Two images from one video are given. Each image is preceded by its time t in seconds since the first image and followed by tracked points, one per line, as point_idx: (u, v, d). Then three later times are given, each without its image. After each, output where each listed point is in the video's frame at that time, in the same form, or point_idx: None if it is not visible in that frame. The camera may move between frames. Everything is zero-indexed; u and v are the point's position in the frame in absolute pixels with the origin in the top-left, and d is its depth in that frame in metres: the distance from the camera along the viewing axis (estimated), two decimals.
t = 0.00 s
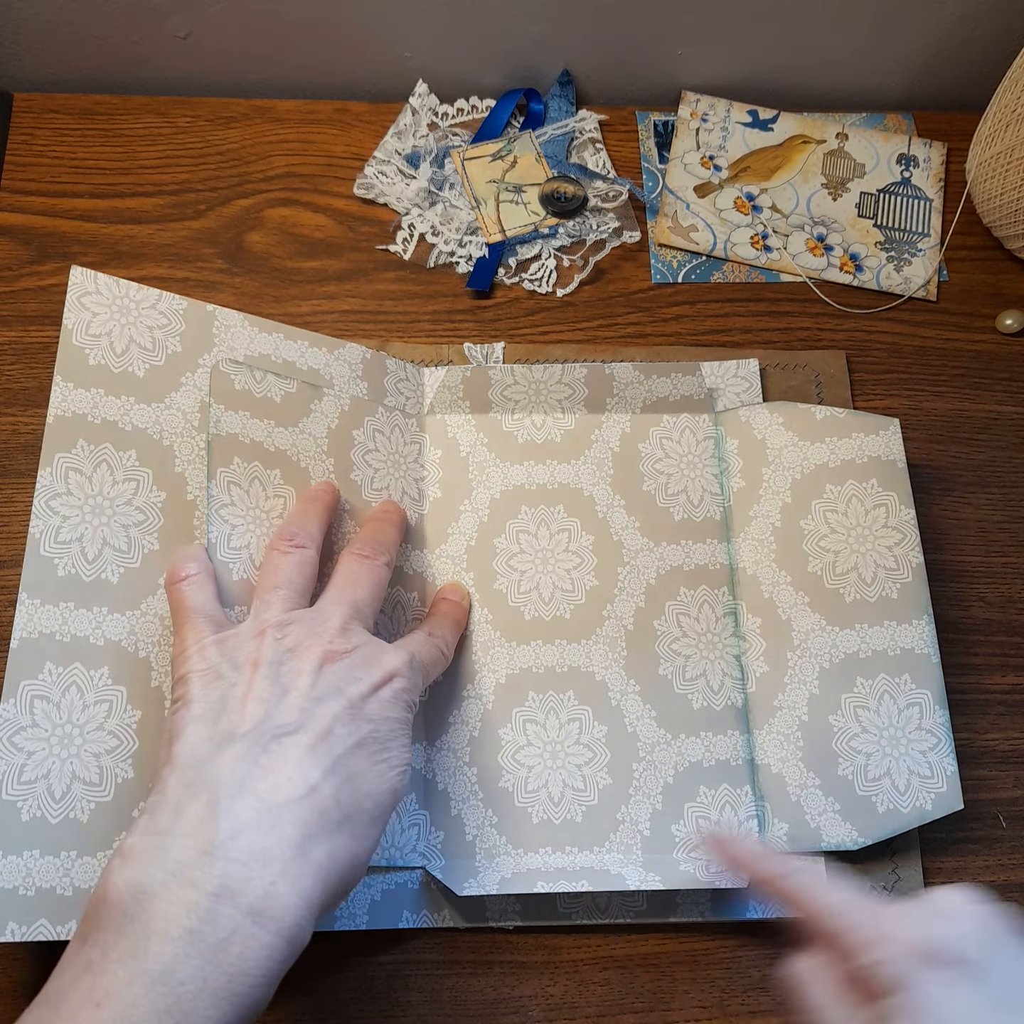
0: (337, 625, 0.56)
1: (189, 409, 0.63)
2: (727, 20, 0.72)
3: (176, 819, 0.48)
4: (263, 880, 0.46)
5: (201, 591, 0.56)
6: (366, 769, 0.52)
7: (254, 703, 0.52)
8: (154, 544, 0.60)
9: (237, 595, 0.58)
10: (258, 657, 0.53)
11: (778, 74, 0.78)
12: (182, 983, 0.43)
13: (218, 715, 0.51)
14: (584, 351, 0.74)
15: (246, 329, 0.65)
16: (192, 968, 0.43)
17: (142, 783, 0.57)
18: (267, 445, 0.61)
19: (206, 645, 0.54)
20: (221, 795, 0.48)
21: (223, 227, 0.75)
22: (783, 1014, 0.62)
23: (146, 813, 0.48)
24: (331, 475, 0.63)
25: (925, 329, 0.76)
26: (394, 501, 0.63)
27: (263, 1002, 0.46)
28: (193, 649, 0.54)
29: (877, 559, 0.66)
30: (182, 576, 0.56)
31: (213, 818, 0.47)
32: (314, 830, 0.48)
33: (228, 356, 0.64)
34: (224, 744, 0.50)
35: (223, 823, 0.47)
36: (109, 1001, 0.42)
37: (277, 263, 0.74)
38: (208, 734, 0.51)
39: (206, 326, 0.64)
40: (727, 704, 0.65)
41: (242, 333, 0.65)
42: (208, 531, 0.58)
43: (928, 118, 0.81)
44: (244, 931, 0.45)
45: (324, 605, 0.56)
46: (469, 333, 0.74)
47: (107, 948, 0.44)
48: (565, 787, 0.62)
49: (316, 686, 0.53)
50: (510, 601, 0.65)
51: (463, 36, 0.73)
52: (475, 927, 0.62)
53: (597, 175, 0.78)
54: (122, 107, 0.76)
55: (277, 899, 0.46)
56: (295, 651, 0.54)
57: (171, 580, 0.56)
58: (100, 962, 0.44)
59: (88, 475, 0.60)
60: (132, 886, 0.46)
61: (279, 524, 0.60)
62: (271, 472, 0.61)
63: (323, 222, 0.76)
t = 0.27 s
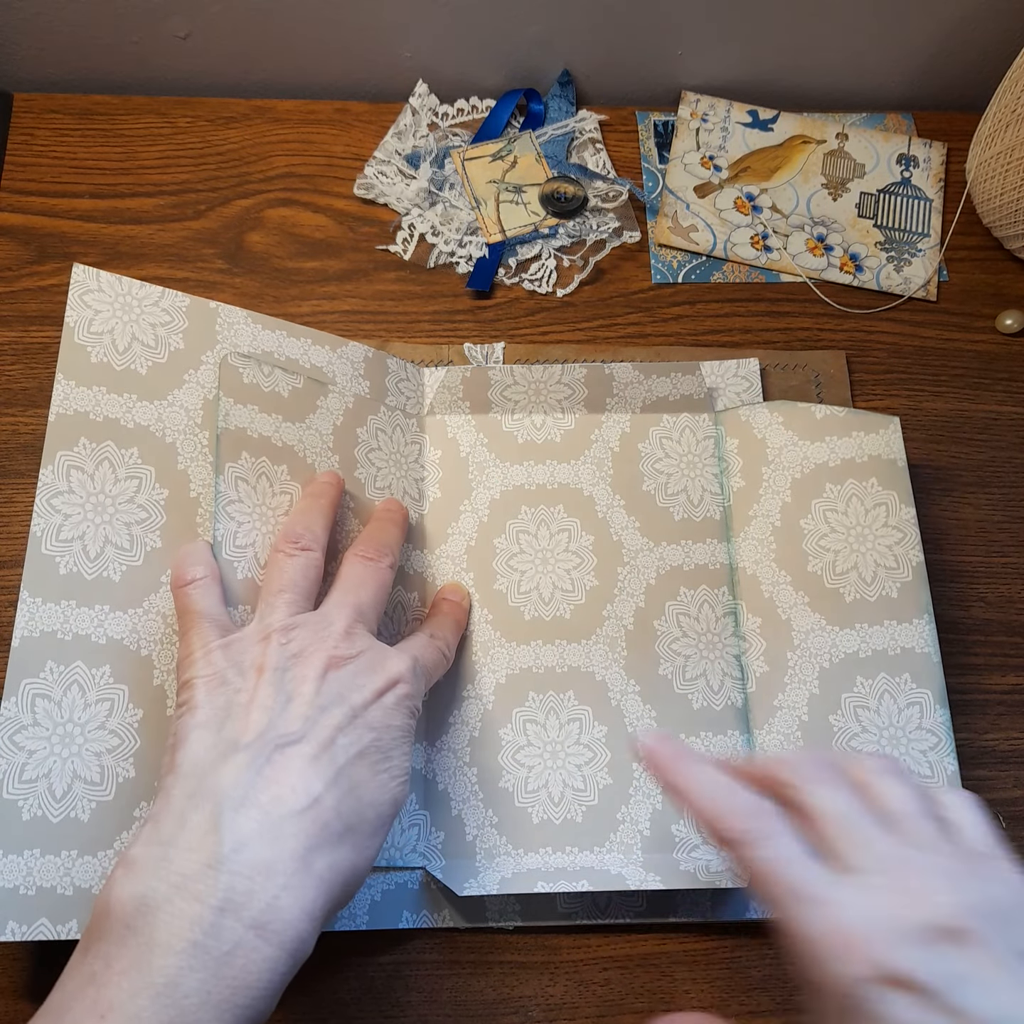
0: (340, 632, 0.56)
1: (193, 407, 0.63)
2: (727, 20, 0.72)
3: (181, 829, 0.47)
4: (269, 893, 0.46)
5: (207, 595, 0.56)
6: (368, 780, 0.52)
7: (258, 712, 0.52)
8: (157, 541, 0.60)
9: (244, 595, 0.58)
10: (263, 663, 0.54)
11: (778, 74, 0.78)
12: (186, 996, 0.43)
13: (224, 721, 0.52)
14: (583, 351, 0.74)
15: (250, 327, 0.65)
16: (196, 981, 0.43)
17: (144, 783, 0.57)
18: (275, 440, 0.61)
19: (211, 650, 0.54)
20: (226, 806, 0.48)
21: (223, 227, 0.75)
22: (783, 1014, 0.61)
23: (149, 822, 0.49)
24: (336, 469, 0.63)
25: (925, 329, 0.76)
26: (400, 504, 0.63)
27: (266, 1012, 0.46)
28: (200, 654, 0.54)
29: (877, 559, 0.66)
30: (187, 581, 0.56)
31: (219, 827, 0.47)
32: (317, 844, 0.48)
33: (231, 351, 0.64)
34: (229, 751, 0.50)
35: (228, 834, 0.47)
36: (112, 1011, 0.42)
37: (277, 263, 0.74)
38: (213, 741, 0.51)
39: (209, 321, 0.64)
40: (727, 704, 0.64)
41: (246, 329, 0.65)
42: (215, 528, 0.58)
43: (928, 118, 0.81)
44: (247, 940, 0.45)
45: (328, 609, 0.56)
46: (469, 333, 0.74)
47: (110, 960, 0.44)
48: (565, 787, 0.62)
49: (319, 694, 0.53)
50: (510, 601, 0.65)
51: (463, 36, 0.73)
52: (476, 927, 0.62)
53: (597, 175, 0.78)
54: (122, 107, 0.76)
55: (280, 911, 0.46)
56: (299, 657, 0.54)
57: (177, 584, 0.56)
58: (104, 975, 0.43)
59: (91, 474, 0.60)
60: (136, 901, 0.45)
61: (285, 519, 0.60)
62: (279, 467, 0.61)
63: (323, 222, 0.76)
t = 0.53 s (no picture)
0: (333, 638, 0.56)
1: (192, 407, 0.63)
2: (727, 20, 0.72)
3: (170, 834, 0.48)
4: (255, 901, 0.46)
5: (201, 602, 0.56)
6: (357, 787, 0.52)
7: (248, 719, 0.52)
8: (155, 542, 0.60)
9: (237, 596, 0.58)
10: (255, 670, 0.53)
11: (778, 74, 0.78)
12: (174, 1003, 0.43)
13: (215, 728, 0.52)
14: (583, 351, 0.74)
15: (250, 327, 0.65)
16: (185, 986, 0.43)
17: (142, 783, 0.57)
18: (275, 440, 0.61)
19: (205, 659, 0.54)
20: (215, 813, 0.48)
21: (223, 226, 0.75)
22: (783, 1014, 0.61)
23: (139, 828, 0.49)
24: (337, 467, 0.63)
25: (925, 329, 0.76)
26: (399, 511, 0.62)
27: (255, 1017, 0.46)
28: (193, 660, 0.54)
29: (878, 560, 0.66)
30: (182, 588, 0.56)
31: (207, 833, 0.47)
32: (306, 851, 0.49)
33: (230, 353, 0.64)
34: (219, 759, 0.50)
35: (216, 842, 0.47)
36: (100, 1019, 0.42)
37: (277, 263, 0.74)
38: (204, 749, 0.51)
39: (207, 321, 0.65)
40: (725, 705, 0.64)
41: (246, 330, 0.65)
42: (212, 530, 0.58)
43: (928, 117, 0.81)
44: (235, 945, 0.45)
45: (321, 615, 0.56)
46: (469, 333, 0.74)
47: (99, 968, 0.44)
48: (564, 786, 0.63)
49: (311, 701, 0.53)
50: (510, 601, 0.65)
51: (463, 36, 0.73)
52: (475, 927, 0.62)
53: (597, 175, 0.78)
54: (122, 107, 0.76)
55: (267, 919, 0.46)
56: (291, 664, 0.54)
57: (173, 589, 0.56)
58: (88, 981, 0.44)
59: (90, 475, 0.60)
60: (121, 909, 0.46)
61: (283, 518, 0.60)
62: (280, 467, 0.61)
63: (323, 222, 0.76)
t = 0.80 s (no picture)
0: (334, 639, 0.55)
1: (192, 406, 0.63)
2: (727, 20, 0.72)
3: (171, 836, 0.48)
4: (257, 906, 0.46)
5: (202, 603, 0.55)
6: (358, 790, 0.53)
7: (250, 720, 0.51)
8: (156, 541, 0.60)
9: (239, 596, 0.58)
10: (256, 671, 0.53)
11: (778, 74, 0.78)
12: (175, 1007, 0.43)
13: (216, 730, 0.52)
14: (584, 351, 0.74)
15: (251, 327, 0.65)
16: (186, 990, 0.44)
17: (142, 783, 0.57)
18: (276, 440, 0.61)
19: (206, 660, 0.54)
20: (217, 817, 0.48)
21: (223, 227, 0.75)
22: (783, 1014, 0.62)
23: (140, 830, 0.49)
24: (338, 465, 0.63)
25: (925, 329, 0.76)
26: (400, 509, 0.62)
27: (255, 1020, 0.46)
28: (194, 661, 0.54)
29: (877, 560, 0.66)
30: (184, 589, 0.56)
31: (209, 836, 0.47)
32: (307, 855, 0.49)
33: (230, 352, 0.64)
34: (220, 761, 0.50)
35: (217, 846, 0.47)
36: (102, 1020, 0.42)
37: (277, 263, 0.74)
38: (205, 751, 0.51)
39: (208, 322, 0.64)
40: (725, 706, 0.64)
41: (247, 330, 0.65)
42: (213, 531, 0.58)
43: (928, 118, 0.81)
44: (236, 948, 0.45)
45: (322, 615, 0.56)
46: (469, 333, 0.74)
47: (100, 970, 0.44)
48: (565, 787, 0.63)
49: (313, 703, 0.53)
50: (510, 601, 0.65)
51: (463, 36, 0.73)
52: (475, 928, 0.62)
53: (597, 175, 0.78)
54: (122, 107, 0.76)
55: (268, 923, 0.46)
56: (293, 665, 0.54)
57: (174, 589, 0.56)
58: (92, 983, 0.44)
59: (90, 475, 0.60)
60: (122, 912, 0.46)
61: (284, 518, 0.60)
62: (281, 467, 0.61)
63: (324, 222, 0.76)
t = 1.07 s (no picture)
0: (337, 640, 0.56)
1: (193, 405, 0.63)
2: (726, 20, 0.72)
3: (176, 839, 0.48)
4: (260, 910, 0.46)
5: (206, 603, 0.55)
6: (362, 792, 0.53)
7: (254, 722, 0.52)
8: (158, 539, 0.60)
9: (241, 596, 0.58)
10: (261, 671, 0.54)
11: (778, 74, 0.78)
12: (179, 1010, 0.43)
13: (220, 732, 0.52)
14: (583, 351, 0.74)
15: (252, 324, 0.65)
16: (190, 993, 0.44)
17: (144, 782, 0.58)
18: (277, 439, 0.61)
19: (210, 660, 0.54)
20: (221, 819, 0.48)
21: (223, 227, 0.75)
22: (782, 1013, 0.62)
23: (146, 831, 0.49)
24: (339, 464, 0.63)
25: (924, 329, 0.76)
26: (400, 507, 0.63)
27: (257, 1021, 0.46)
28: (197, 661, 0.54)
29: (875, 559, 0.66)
30: (187, 589, 0.56)
31: (213, 839, 0.47)
32: (311, 858, 0.49)
33: (232, 350, 0.64)
34: (224, 763, 0.50)
35: (221, 848, 0.47)
36: None
37: (277, 263, 0.74)
38: (210, 752, 0.51)
39: (211, 320, 0.64)
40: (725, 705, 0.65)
41: (248, 328, 0.65)
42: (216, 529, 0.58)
43: (927, 117, 0.82)
44: (240, 951, 0.45)
45: (326, 616, 0.56)
46: (469, 333, 0.74)
47: (105, 972, 0.44)
48: (564, 786, 0.62)
49: (316, 705, 0.53)
50: (510, 601, 0.65)
51: (463, 36, 0.73)
52: (475, 927, 0.62)
53: (597, 175, 0.79)
54: (122, 108, 0.76)
55: (272, 926, 0.46)
56: (298, 665, 0.54)
57: (177, 589, 0.56)
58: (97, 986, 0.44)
59: (91, 473, 0.59)
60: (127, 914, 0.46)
61: (287, 518, 0.60)
62: (282, 467, 0.61)
63: (324, 222, 0.76)
